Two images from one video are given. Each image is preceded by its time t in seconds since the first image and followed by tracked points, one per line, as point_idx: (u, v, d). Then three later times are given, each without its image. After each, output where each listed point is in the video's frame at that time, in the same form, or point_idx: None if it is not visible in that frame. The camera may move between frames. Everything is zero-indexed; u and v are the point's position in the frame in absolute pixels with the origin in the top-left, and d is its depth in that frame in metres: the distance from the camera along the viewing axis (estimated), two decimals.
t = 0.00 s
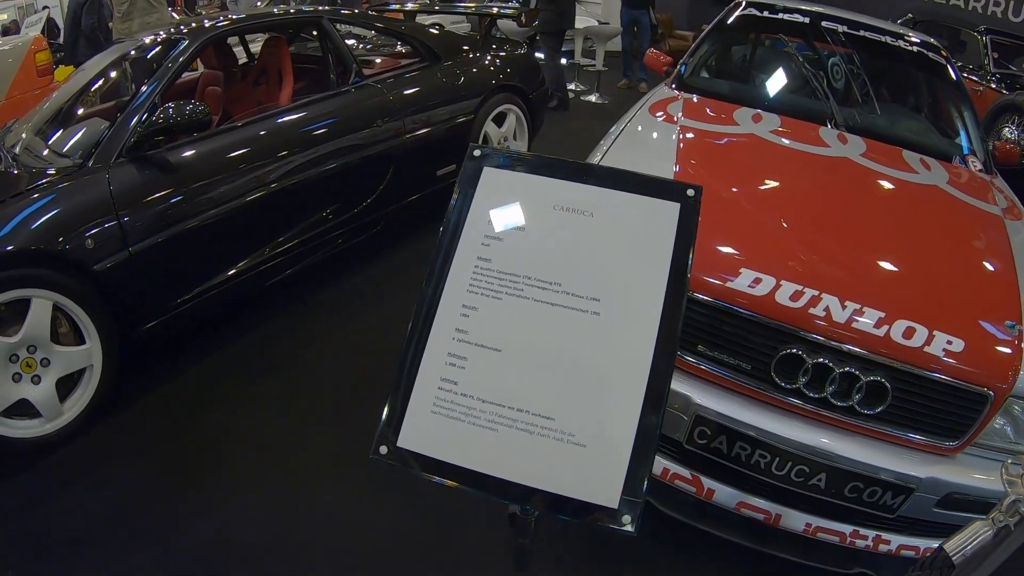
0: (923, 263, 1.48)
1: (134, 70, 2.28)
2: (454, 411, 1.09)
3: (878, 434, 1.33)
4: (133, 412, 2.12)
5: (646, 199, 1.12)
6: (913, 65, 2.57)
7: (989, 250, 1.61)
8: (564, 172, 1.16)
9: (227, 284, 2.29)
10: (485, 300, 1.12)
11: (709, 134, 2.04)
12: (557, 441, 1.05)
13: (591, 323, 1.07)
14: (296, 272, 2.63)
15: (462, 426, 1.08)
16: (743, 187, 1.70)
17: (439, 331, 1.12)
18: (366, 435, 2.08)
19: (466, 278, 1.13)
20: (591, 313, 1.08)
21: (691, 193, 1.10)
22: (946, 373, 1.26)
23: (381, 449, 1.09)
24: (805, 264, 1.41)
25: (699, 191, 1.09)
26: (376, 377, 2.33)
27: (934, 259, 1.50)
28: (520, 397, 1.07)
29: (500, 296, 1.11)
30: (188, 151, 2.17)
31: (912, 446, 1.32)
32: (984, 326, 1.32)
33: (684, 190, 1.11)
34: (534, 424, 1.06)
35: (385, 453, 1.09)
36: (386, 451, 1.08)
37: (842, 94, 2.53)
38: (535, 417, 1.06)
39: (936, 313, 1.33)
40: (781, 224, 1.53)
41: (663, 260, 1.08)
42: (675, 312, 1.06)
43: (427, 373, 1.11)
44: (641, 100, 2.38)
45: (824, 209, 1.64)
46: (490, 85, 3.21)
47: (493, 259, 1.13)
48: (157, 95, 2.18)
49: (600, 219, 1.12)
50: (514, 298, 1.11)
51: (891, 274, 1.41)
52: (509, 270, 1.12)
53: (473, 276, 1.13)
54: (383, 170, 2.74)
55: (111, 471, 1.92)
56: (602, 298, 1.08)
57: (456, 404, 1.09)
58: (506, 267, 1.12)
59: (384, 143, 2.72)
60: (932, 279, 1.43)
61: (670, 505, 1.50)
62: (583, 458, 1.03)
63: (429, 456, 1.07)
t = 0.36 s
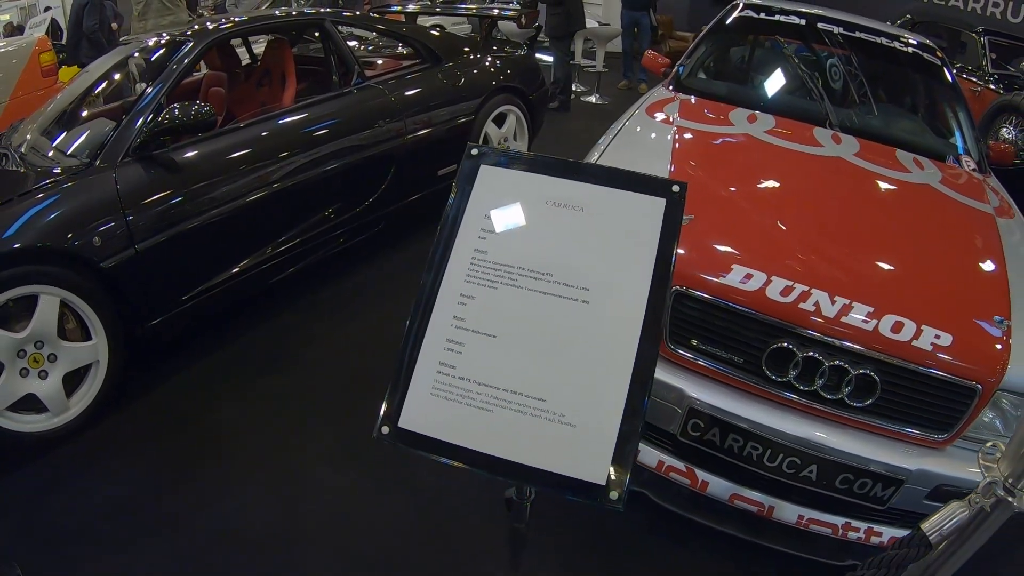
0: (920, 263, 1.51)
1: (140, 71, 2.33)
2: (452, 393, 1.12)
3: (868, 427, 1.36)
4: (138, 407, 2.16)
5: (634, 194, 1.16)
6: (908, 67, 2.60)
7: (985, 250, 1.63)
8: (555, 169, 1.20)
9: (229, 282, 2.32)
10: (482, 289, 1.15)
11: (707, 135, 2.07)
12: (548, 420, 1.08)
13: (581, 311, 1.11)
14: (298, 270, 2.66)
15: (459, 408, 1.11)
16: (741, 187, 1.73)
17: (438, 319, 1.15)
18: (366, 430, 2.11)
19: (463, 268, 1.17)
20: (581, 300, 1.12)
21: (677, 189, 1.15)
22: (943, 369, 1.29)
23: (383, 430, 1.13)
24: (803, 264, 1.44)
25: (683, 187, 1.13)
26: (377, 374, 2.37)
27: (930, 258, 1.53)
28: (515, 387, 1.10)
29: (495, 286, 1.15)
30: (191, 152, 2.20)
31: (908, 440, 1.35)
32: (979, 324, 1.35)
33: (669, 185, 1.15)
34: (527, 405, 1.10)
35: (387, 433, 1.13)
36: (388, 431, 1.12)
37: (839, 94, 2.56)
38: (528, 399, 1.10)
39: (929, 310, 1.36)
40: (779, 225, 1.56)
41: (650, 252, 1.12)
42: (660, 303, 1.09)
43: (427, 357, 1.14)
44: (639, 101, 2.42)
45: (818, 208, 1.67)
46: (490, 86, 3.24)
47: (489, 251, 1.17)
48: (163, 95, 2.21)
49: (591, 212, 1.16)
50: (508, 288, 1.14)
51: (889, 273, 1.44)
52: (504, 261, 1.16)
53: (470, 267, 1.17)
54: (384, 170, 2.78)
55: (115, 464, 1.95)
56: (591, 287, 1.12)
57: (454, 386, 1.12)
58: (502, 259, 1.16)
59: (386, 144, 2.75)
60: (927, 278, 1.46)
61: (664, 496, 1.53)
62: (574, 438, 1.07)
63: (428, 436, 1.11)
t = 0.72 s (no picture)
0: (922, 254, 1.50)
1: (139, 70, 2.32)
2: (462, 387, 1.11)
3: (875, 420, 1.35)
4: (140, 407, 2.16)
5: (644, 185, 1.15)
6: (911, 60, 2.59)
7: (989, 242, 1.62)
8: (561, 160, 1.19)
9: (231, 281, 2.32)
10: (489, 282, 1.14)
11: (709, 128, 2.06)
12: (559, 415, 1.08)
13: (591, 304, 1.10)
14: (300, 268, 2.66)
15: (468, 403, 1.11)
16: (743, 179, 1.72)
17: (445, 313, 1.14)
18: (369, 429, 2.11)
19: (471, 260, 1.16)
20: (590, 293, 1.11)
21: (684, 179, 1.14)
22: (946, 359, 1.28)
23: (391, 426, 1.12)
24: (805, 255, 1.43)
25: (692, 177, 1.12)
26: (380, 372, 2.36)
27: (933, 250, 1.53)
28: (522, 381, 1.10)
29: (503, 279, 1.14)
30: (192, 150, 2.20)
31: (914, 433, 1.35)
32: (983, 316, 1.34)
33: (677, 176, 1.15)
34: (536, 399, 1.09)
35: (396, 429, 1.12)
36: (396, 427, 1.11)
37: (841, 88, 2.54)
38: (537, 393, 1.09)
39: (932, 301, 1.35)
40: (782, 218, 1.55)
41: (659, 244, 1.11)
42: (669, 295, 1.09)
43: (435, 350, 1.13)
44: (640, 95, 2.41)
45: (823, 201, 1.66)
46: (491, 82, 3.23)
47: (496, 244, 1.16)
48: (163, 94, 2.20)
49: (599, 204, 1.15)
50: (515, 281, 1.14)
51: (894, 265, 1.44)
52: (511, 254, 1.15)
53: (477, 259, 1.16)
54: (385, 167, 2.77)
55: (118, 464, 1.95)
56: (601, 279, 1.11)
57: (463, 380, 1.12)
58: (509, 252, 1.15)
59: (386, 141, 2.74)
60: (929, 267, 1.45)
61: (668, 491, 1.52)
62: (585, 433, 1.06)
63: (437, 432, 1.10)
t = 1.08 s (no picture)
0: (935, 246, 1.45)
1: (133, 64, 2.25)
2: (458, 401, 1.00)
3: (892, 421, 1.30)
4: (134, 409, 2.10)
5: (660, 174, 1.07)
6: (919, 49, 2.53)
7: (1003, 234, 1.57)
8: (571, 147, 1.11)
9: (227, 278, 2.26)
10: (490, 281, 1.05)
11: (713, 119, 2.01)
12: (569, 430, 0.96)
13: (605, 304, 1.00)
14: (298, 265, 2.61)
15: (468, 416, 0.99)
16: (749, 170, 1.67)
17: (442, 315, 1.04)
18: (367, 429, 2.05)
19: (470, 257, 1.07)
20: (604, 292, 1.01)
21: (705, 166, 1.06)
22: (956, 355, 1.23)
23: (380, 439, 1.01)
24: (816, 247, 1.38)
25: (713, 164, 1.04)
26: (378, 371, 2.30)
27: (947, 242, 1.47)
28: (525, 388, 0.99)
29: (506, 277, 1.05)
30: (187, 144, 2.14)
31: (920, 430, 1.30)
32: (995, 310, 1.29)
33: (696, 163, 1.07)
34: (542, 412, 0.97)
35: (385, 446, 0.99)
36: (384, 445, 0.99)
37: (846, 79, 2.47)
38: (543, 405, 0.98)
39: (948, 296, 1.30)
40: (788, 209, 1.50)
41: (679, 236, 1.02)
42: (690, 289, 1.00)
43: (429, 359, 1.02)
44: (643, 85, 2.35)
45: (834, 193, 1.61)
46: (489, 74, 3.17)
47: (498, 238, 1.07)
48: (154, 88, 2.15)
49: (609, 195, 1.07)
50: (519, 278, 1.04)
51: (897, 255, 1.39)
52: (515, 249, 1.06)
53: (477, 255, 1.07)
54: (382, 161, 2.71)
55: (110, 467, 1.89)
56: (615, 277, 1.02)
57: (460, 392, 1.00)
58: (512, 247, 1.06)
59: (384, 134, 2.69)
60: (943, 260, 1.40)
61: (677, 494, 1.47)
62: (600, 448, 0.95)
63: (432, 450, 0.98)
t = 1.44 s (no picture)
0: (933, 238, 1.41)
1: (120, 62, 2.18)
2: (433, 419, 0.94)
3: (891, 419, 1.27)
4: (121, 414, 2.06)
5: (648, 170, 0.99)
6: (914, 37, 2.49)
7: (1001, 225, 1.54)
8: (552, 143, 1.03)
9: (215, 278, 2.22)
10: (466, 290, 0.99)
11: (706, 110, 1.97)
12: (551, 449, 0.91)
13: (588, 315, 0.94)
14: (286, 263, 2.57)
15: (445, 437, 0.93)
16: (742, 163, 1.63)
17: (415, 326, 0.99)
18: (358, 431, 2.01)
19: (444, 264, 1.01)
20: (586, 301, 0.94)
21: (697, 162, 0.98)
22: (954, 351, 1.20)
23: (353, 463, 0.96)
24: (811, 241, 1.34)
25: (706, 160, 0.97)
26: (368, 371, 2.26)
27: (944, 234, 1.44)
28: (505, 405, 0.93)
29: (482, 286, 0.98)
30: (177, 141, 2.10)
31: (915, 429, 1.27)
32: (992, 301, 1.26)
33: (687, 158, 0.99)
34: (522, 432, 0.92)
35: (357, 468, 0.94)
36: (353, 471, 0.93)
37: (840, 68, 2.43)
38: (523, 424, 0.92)
39: (949, 289, 1.27)
40: (781, 202, 1.46)
41: (667, 239, 0.95)
42: (681, 296, 0.93)
43: (400, 376, 0.96)
44: (634, 77, 2.31)
45: (830, 186, 1.57)
46: (479, 66, 3.12)
47: (474, 243, 1.00)
48: (135, 86, 2.10)
49: (594, 194, 1.00)
50: (497, 287, 0.98)
51: (892, 246, 1.35)
52: (492, 254, 0.99)
53: (451, 262, 1.01)
54: (370, 156, 2.66)
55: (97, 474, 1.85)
56: (599, 284, 0.95)
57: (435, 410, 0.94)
58: (489, 252, 1.00)
59: (372, 129, 2.64)
60: (941, 253, 1.37)
61: (673, 496, 1.44)
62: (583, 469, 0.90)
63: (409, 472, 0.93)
